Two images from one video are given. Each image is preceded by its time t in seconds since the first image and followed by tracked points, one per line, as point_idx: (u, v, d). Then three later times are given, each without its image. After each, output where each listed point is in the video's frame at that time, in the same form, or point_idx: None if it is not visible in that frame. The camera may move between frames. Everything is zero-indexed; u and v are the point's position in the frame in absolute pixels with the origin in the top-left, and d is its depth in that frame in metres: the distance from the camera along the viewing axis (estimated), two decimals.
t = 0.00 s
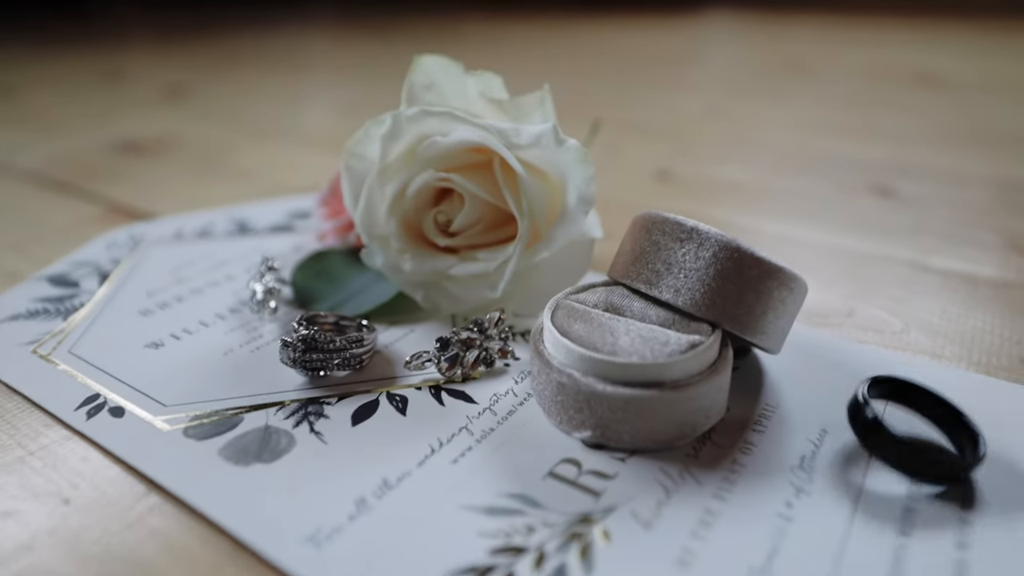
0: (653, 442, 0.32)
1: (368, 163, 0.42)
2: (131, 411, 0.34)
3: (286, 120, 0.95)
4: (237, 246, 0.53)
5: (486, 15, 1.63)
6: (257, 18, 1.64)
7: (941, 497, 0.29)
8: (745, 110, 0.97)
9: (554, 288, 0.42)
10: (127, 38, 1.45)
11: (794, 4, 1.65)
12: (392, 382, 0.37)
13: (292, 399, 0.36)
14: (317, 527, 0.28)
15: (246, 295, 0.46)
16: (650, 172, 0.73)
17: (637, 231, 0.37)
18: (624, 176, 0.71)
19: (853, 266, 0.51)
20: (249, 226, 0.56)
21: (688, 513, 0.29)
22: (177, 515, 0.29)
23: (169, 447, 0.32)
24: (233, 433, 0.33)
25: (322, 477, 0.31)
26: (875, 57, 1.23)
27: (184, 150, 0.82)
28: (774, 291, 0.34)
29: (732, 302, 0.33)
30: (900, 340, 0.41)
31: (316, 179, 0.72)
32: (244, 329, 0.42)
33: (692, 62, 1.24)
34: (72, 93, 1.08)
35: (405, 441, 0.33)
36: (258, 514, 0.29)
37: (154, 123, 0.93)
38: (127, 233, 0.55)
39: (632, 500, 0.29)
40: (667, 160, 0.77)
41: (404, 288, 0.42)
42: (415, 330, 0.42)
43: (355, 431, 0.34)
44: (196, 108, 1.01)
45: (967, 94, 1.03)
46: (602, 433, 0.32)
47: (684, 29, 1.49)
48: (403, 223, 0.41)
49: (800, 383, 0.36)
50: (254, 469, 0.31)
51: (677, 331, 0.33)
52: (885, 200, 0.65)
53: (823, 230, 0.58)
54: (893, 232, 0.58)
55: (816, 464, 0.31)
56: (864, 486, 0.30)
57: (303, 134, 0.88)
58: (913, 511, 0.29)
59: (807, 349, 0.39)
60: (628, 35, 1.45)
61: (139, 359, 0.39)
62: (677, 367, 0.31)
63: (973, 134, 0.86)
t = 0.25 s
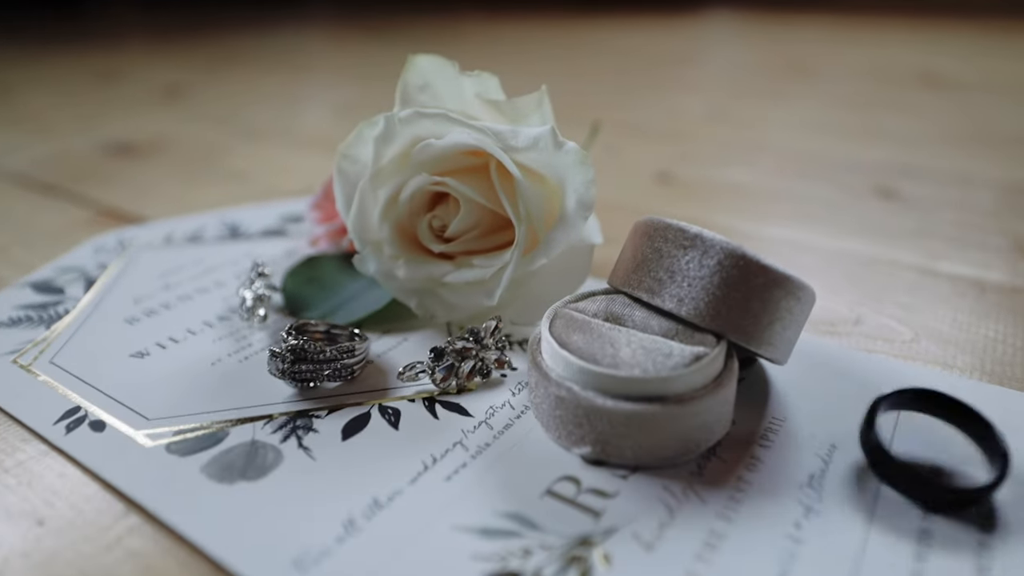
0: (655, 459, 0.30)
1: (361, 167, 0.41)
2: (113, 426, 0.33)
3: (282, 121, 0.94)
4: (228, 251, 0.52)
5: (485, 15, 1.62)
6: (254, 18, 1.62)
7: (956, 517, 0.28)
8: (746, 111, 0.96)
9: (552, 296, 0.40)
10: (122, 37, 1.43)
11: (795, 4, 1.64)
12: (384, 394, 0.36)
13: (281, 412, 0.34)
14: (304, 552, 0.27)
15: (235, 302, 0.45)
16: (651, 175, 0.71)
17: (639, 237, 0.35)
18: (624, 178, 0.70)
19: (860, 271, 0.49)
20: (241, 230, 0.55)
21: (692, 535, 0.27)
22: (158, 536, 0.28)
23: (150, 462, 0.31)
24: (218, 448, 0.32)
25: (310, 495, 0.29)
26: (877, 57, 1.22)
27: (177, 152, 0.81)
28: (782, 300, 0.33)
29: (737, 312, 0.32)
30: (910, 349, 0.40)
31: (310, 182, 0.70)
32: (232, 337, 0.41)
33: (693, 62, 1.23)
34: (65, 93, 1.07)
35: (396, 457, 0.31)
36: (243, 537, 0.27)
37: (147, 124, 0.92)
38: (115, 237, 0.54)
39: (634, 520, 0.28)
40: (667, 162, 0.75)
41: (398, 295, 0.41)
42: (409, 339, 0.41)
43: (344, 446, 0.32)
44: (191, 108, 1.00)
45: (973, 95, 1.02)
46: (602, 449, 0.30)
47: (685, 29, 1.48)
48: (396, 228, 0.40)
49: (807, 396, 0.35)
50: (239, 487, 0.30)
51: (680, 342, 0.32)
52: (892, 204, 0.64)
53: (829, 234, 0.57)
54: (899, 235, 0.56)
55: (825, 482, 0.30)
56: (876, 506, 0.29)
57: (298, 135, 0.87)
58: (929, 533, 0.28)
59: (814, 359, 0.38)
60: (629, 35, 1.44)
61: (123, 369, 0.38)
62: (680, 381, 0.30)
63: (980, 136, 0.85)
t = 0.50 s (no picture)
0: (658, 475, 0.29)
1: (355, 169, 0.40)
2: (96, 438, 0.32)
3: (278, 121, 0.93)
4: (220, 254, 0.51)
5: (485, 15, 1.61)
6: (252, 16, 1.61)
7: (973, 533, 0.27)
8: (747, 111, 0.94)
9: (551, 302, 0.39)
10: (118, 36, 1.42)
11: (796, 3, 1.62)
12: (378, 405, 0.35)
13: (271, 423, 0.33)
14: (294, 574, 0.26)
15: (226, 308, 0.44)
16: (652, 176, 0.70)
17: (640, 242, 0.34)
18: (625, 179, 0.69)
19: (865, 276, 0.48)
20: (234, 233, 0.54)
21: (696, 556, 0.26)
22: (140, 557, 0.27)
23: (133, 477, 0.30)
24: (204, 462, 0.31)
25: (299, 513, 0.28)
26: (879, 57, 1.21)
27: (172, 153, 0.80)
28: (789, 307, 0.32)
29: (742, 321, 0.31)
30: (920, 356, 0.39)
31: (306, 183, 0.69)
32: (222, 344, 0.40)
33: (694, 62, 1.21)
34: (60, 94, 1.06)
35: (389, 472, 0.30)
36: (230, 558, 0.26)
37: (142, 124, 0.91)
38: (105, 240, 0.52)
39: (635, 540, 0.27)
40: (668, 163, 0.74)
41: (392, 302, 0.40)
42: (405, 347, 0.40)
43: (336, 459, 0.31)
44: (187, 109, 0.99)
45: (978, 95, 1.00)
46: (603, 463, 0.29)
47: (685, 29, 1.47)
48: (391, 232, 0.39)
49: (816, 407, 0.34)
50: (225, 504, 0.29)
51: (683, 352, 0.30)
52: (898, 206, 0.63)
53: (834, 237, 0.55)
54: (904, 239, 0.55)
55: (834, 498, 0.29)
56: (889, 522, 0.28)
57: (294, 136, 0.86)
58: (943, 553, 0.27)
59: (824, 368, 0.37)
60: (629, 35, 1.42)
61: (109, 378, 0.37)
62: (684, 393, 0.29)
63: (986, 136, 0.83)
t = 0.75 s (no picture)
0: (661, 487, 0.28)
1: (351, 171, 0.39)
2: (81, 448, 0.31)
3: (275, 121, 0.92)
4: (213, 257, 0.50)
5: (484, 15, 1.60)
6: (250, 15, 1.60)
7: (986, 555, 0.26)
8: (749, 112, 0.94)
9: (552, 307, 0.38)
10: (116, 35, 1.41)
11: (798, 3, 1.62)
12: (372, 414, 0.34)
13: (263, 433, 0.32)
14: None
15: (219, 312, 0.43)
16: (653, 177, 0.69)
17: (643, 246, 0.33)
18: (625, 180, 0.68)
19: (870, 279, 0.47)
20: (228, 236, 0.53)
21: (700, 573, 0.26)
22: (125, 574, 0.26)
23: (118, 490, 0.29)
24: (193, 474, 0.30)
25: (290, 527, 0.27)
26: (881, 57, 1.20)
27: (167, 153, 0.79)
28: (796, 313, 0.31)
29: (748, 327, 0.30)
30: (929, 361, 0.38)
31: (302, 185, 0.68)
32: (214, 350, 0.39)
33: (695, 62, 1.21)
34: (56, 93, 1.05)
35: (383, 483, 0.29)
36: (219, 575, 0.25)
37: (138, 125, 0.90)
38: (97, 242, 0.52)
39: (637, 556, 0.26)
40: (668, 164, 0.73)
41: (389, 307, 0.39)
42: (401, 352, 0.39)
43: (329, 471, 0.30)
44: (183, 109, 0.98)
45: (981, 96, 0.99)
46: (604, 475, 0.28)
47: (686, 29, 1.46)
48: (387, 235, 0.38)
49: (823, 415, 0.33)
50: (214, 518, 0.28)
51: (688, 360, 0.29)
52: (903, 208, 0.62)
53: (839, 240, 0.54)
54: (909, 242, 0.54)
55: (844, 512, 0.28)
56: (899, 542, 0.27)
57: (291, 136, 0.85)
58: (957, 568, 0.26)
59: (830, 375, 0.36)
60: (630, 35, 1.41)
61: (96, 385, 0.36)
62: (689, 403, 0.28)
63: (991, 137, 0.82)
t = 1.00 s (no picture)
0: (665, 497, 0.28)
1: (347, 172, 0.38)
2: (69, 457, 0.30)
3: (272, 122, 0.91)
4: (208, 260, 0.49)
5: (484, 15, 1.59)
6: (248, 15, 1.59)
7: (1004, 566, 0.26)
8: (750, 112, 0.93)
9: (552, 310, 0.38)
10: (113, 35, 1.40)
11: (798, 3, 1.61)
12: (369, 420, 0.33)
13: (256, 440, 0.31)
14: None
15: (212, 316, 0.42)
16: (654, 178, 0.68)
17: (645, 249, 0.32)
18: (625, 181, 0.67)
19: (875, 282, 0.47)
20: (223, 238, 0.52)
21: None
22: None
23: (107, 501, 0.28)
24: (183, 484, 0.29)
25: (282, 539, 0.27)
26: (883, 58, 1.19)
27: (163, 154, 0.78)
28: (803, 318, 0.30)
29: (754, 332, 0.29)
30: (938, 366, 0.37)
31: (299, 186, 0.68)
32: (207, 354, 0.38)
33: (696, 62, 1.20)
34: (53, 94, 1.04)
35: (378, 493, 0.29)
36: None
37: (134, 125, 0.89)
38: (89, 245, 0.51)
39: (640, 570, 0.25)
40: (669, 165, 0.73)
41: (385, 310, 0.38)
42: (398, 357, 0.38)
43: (323, 480, 0.29)
44: (181, 109, 0.97)
45: (983, 96, 0.98)
46: (606, 485, 0.28)
47: (686, 29, 1.45)
48: (384, 237, 0.37)
49: (830, 421, 0.32)
50: (204, 530, 0.27)
51: (692, 366, 0.29)
52: (907, 210, 0.61)
53: (842, 242, 0.54)
54: (914, 243, 0.54)
55: (853, 524, 0.27)
56: (913, 553, 0.26)
57: (288, 137, 0.84)
58: None
59: (836, 380, 0.35)
60: (629, 35, 1.41)
61: (86, 391, 0.35)
62: (693, 411, 0.27)
63: (994, 138, 0.82)
